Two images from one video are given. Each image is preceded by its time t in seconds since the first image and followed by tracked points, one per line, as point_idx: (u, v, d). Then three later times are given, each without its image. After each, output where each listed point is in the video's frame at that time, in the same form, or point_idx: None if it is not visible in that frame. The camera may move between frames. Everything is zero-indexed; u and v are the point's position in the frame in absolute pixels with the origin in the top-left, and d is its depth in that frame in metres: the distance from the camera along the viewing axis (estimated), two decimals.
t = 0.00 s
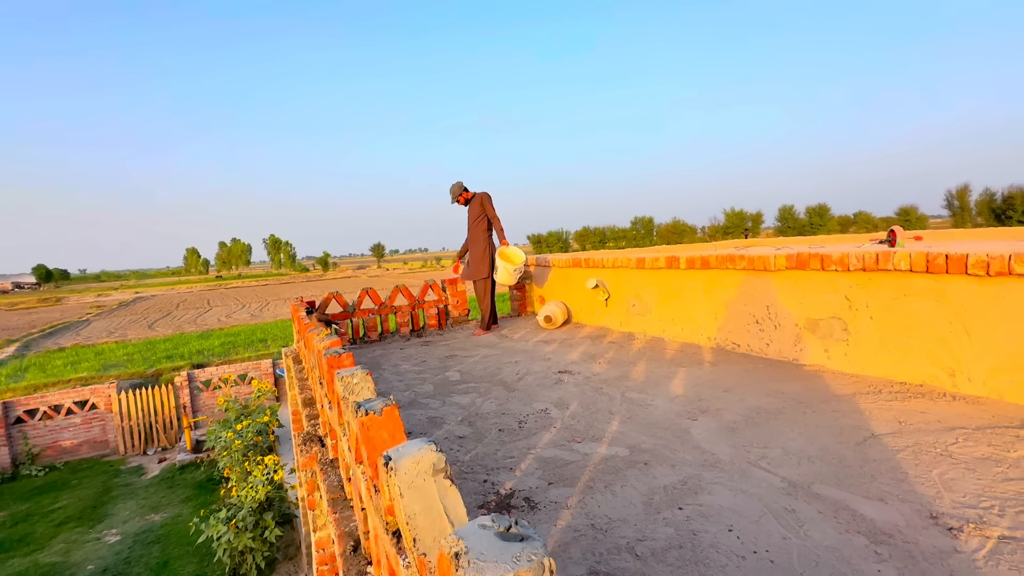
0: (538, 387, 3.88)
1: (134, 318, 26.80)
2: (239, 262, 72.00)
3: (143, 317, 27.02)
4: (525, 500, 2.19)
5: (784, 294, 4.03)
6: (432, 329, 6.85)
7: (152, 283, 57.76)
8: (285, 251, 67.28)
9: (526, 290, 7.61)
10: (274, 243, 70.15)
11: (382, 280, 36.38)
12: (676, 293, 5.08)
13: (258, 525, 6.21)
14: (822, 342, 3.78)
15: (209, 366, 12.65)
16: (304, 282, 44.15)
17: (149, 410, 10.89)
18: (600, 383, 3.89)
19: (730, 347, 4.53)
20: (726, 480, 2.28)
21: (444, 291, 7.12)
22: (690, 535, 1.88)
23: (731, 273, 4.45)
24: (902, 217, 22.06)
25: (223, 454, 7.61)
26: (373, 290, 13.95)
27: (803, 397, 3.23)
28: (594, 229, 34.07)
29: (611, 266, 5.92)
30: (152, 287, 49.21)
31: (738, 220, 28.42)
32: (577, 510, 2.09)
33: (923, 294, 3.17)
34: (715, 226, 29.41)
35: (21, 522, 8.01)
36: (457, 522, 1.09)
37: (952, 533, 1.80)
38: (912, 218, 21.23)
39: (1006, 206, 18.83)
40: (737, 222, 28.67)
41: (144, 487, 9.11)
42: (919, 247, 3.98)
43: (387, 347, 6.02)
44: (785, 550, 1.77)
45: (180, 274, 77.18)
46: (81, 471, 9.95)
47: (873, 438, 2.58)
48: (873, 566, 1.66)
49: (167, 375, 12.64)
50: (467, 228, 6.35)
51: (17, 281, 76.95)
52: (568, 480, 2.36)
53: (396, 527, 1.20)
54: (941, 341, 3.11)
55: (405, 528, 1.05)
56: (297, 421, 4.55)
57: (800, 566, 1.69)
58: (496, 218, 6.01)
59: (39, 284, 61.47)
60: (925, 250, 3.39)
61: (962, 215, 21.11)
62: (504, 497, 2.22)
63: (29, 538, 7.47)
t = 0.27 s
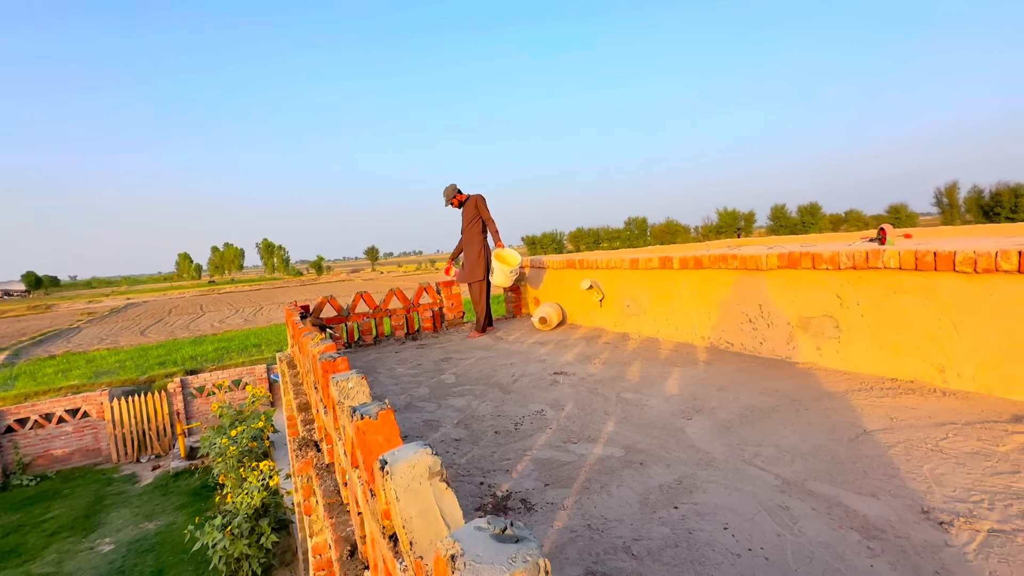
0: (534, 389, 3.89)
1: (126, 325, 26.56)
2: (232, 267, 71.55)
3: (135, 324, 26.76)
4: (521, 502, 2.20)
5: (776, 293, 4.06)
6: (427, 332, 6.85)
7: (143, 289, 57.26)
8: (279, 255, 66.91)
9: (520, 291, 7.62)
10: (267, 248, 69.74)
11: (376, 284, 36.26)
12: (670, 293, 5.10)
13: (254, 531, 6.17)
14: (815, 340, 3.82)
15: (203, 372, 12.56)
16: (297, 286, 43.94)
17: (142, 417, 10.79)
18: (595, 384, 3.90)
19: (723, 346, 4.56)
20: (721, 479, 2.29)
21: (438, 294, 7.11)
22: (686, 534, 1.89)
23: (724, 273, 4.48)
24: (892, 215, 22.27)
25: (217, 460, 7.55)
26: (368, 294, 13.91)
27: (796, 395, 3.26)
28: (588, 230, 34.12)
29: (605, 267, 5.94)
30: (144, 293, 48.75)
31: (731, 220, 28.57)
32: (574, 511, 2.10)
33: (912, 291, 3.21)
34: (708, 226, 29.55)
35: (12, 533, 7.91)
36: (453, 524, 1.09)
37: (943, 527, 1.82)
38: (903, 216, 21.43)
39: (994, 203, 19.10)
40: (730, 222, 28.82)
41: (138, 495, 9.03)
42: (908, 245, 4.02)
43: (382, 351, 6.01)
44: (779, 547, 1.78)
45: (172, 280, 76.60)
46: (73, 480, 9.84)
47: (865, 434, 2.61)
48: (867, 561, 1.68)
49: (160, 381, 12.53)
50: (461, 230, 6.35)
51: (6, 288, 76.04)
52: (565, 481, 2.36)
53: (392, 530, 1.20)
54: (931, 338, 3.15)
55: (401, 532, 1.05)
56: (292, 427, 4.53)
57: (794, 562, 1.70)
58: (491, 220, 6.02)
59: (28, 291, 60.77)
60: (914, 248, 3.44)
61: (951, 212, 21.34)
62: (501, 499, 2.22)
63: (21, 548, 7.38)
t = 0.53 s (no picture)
0: (527, 390, 3.89)
1: (116, 331, 26.26)
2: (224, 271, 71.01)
3: (125, 330, 26.47)
4: (514, 503, 2.19)
5: (767, 291, 4.09)
6: (421, 334, 6.82)
7: (133, 295, 56.64)
8: (271, 259, 66.47)
9: (514, 292, 7.61)
10: (259, 252, 69.31)
11: (369, 286, 36.10)
12: (662, 292, 5.12)
13: (247, 538, 6.10)
14: (805, 337, 3.84)
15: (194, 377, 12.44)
16: (290, 289, 43.66)
17: (133, 424, 10.66)
18: (588, 384, 3.90)
19: (716, 344, 4.57)
20: (713, 477, 2.30)
21: (431, 296, 7.09)
22: (678, 532, 1.89)
23: (715, 271, 4.51)
24: (882, 212, 22.51)
25: (209, 466, 7.47)
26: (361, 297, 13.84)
27: (788, 392, 3.28)
28: (581, 230, 34.16)
29: (598, 267, 5.95)
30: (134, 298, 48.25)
31: (723, 219, 28.75)
32: (567, 511, 2.09)
33: (900, 288, 3.24)
34: (700, 225, 29.71)
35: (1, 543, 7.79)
36: (442, 527, 1.08)
37: (932, 521, 1.84)
38: (892, 214, 21.65)
39: (981, 199, 19.36)
40: (722, 221, 28.99)
41: (129, 502, 8.92)
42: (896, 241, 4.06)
43: (375, 353, 5.98)
44: (771, 544, 1.79)
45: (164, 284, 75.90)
46: (63, 489, 9.71)
47: (856, 430, 2.63)
48: (857, 556, 1.69)
49: (151, 388, 12.40)
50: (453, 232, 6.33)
51: None
52: (558, 482, 2.36)
53: (382, 533, 1.19)
54: (919, 333, 3.18)
55: (389, 535, 1.04)
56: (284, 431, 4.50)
57: (786, 558, 1.71)
58: (483, 221, 6.01)
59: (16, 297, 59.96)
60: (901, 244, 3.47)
61: (939, 209, 21.59)
62: (493, 501, 2.22)
63: (9, 559, 7.27)
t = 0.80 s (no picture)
0: (522, 391, 3.88)
1: (106, 336, 25.97)
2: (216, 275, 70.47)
3: (115, 335, 26.19)
4: (510, 504, 2.19)
5: (759, 289, 4.11)
6: (415, 336, 6.81)
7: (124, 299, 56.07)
8: (263, 262, 66.04)
9: (508, 293, 7.61)
10: (251, 255, 68.90)
11: (363, 289, 35.95)
12: (656, 291, 5.14)
13: (242, 543, 6.05)
14: (798, 335, 3.87)
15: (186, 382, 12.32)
16: (283, 293, 43.40)
17: (124, 430, 10.55)
18: (583, 384, 3.91)
19: (709, 343, 4.60)
20: (707, 475, 2.31)
21: (425, 297, 7.07)
22: (674, 531, 1.90)
23: (708, 270, 4.53)
24: (871, 211, 22.75)
25: (202, 472, 7.40)
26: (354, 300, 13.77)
27: (780, 389, 3.30)
28: (574, 231, 34.22)
29: (591, 267, 5.96)
30: (125, 303, 47.79)
31: (715, 218, 28.91)
32: (563, 511, 2.09)
33: (890, 285, 3.27)
34: (692, 225, 29.86)
35: None
36: (438, 529, 1.08)
37: (924, 515, 1.85)
38: (881, 212, 21.88)
39: (968, 197, 19.66)
40: (714, 220, 29.16)
41: (121, 510, 8.82)
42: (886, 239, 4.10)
43: (369, 356, 5.95)
44: (766, 541, 1.80)
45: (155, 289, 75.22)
46: (53, 497, 9.59)
47: (848, 426, 2.65)
48: (851, 552, 1.70)
49: (142, 394, 12.28)
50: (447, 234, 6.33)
51: None
52: (553, 482, 2.36)
53: (377, 537, 1.19)
54: (909, 330, 3.21)
55: (385, 538, 1.04)
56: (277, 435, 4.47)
57: (780, 555, 1.72)
58: (477, 223, 6.01)
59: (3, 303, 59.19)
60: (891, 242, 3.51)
61: (927, 207, 21.84)
62: (489, 502, 2.21)
63: None
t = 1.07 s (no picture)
0: (516, 391, 3.88)
1: (95, 341, 25.66)
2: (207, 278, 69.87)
3: (105, 339, 25.88)
4: (504, 505, 2.19)
5: (751, 288, 4.14)
6: (408, 337, 6.78)
7: (113, 303, 55.44)
8: (255, 265, 65.58)
9: (501, 294, 7.61)
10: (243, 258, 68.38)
11: (356, 291, 35.80)
12: (648, 291, 5.16)
13: (235, 548, 6.00)
14: (789, 333, 3.90)
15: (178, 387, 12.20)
16: (275, 295, 43.12)
17: (114, 436, 10.43)
18: (576, 384, 3.92)
19: (702, 342, 4.62)
20: (701, 473, 2.32)
21: (418, 299, 7.06)
22: (667, 530, 1.90)
23: (700, 270, 4.55)
24: (860, 210, 22.99)
25: (194, 477, 7.32)
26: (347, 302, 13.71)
27: (772, 387, 3.33)
28: (567, 231, 34.27)
29: (585, 267, 5.98)
30: (114, 307, 47.24)
31: (707, 218, 29.08)
32: (557, 511, 2.10)
33: (879, 283, 3.31)
34: (685, 225, 30.02)
35: None
36: (430, 532, 1.08)
37: (913, 511, 1.88)
38: (870, 211, 22.12)
39: (955, 196, 19.95)
40: (706, 220, 29.33)
41: (112, 516, 8.71)
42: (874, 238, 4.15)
43: (362, 358, 5.93)
44: (758, 538, 1.81)
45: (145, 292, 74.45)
46: (42, 504, 9.46)
47: (839, 424, 2.68)
48: (842, 548, 1.72)
49: (133, 399, 12.14)
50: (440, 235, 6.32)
51: None
52: (547, 483, 2.36)
53: (370, 540, 1.18)
54: (898, 327, 3.25)
55: (378, 541, 1.03)
56: (270, 439, 4.44)
57: (773, 552, 1.73)
58: (470, 224, 6.01)
59: None
60: (879, 240, 3.55)
61: (915, 206, 22.10)
62: (483, 504, 2.21)
63: None
